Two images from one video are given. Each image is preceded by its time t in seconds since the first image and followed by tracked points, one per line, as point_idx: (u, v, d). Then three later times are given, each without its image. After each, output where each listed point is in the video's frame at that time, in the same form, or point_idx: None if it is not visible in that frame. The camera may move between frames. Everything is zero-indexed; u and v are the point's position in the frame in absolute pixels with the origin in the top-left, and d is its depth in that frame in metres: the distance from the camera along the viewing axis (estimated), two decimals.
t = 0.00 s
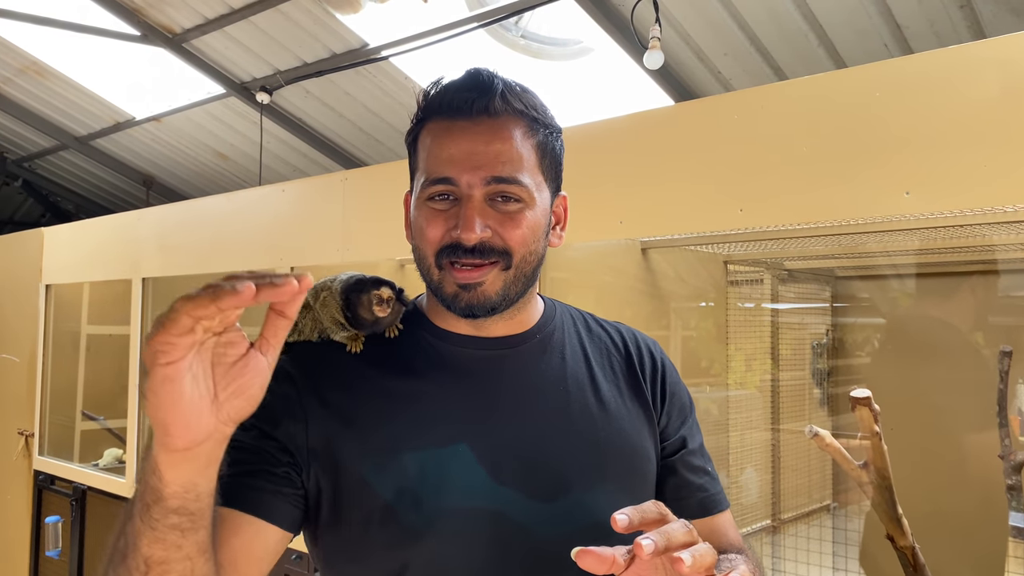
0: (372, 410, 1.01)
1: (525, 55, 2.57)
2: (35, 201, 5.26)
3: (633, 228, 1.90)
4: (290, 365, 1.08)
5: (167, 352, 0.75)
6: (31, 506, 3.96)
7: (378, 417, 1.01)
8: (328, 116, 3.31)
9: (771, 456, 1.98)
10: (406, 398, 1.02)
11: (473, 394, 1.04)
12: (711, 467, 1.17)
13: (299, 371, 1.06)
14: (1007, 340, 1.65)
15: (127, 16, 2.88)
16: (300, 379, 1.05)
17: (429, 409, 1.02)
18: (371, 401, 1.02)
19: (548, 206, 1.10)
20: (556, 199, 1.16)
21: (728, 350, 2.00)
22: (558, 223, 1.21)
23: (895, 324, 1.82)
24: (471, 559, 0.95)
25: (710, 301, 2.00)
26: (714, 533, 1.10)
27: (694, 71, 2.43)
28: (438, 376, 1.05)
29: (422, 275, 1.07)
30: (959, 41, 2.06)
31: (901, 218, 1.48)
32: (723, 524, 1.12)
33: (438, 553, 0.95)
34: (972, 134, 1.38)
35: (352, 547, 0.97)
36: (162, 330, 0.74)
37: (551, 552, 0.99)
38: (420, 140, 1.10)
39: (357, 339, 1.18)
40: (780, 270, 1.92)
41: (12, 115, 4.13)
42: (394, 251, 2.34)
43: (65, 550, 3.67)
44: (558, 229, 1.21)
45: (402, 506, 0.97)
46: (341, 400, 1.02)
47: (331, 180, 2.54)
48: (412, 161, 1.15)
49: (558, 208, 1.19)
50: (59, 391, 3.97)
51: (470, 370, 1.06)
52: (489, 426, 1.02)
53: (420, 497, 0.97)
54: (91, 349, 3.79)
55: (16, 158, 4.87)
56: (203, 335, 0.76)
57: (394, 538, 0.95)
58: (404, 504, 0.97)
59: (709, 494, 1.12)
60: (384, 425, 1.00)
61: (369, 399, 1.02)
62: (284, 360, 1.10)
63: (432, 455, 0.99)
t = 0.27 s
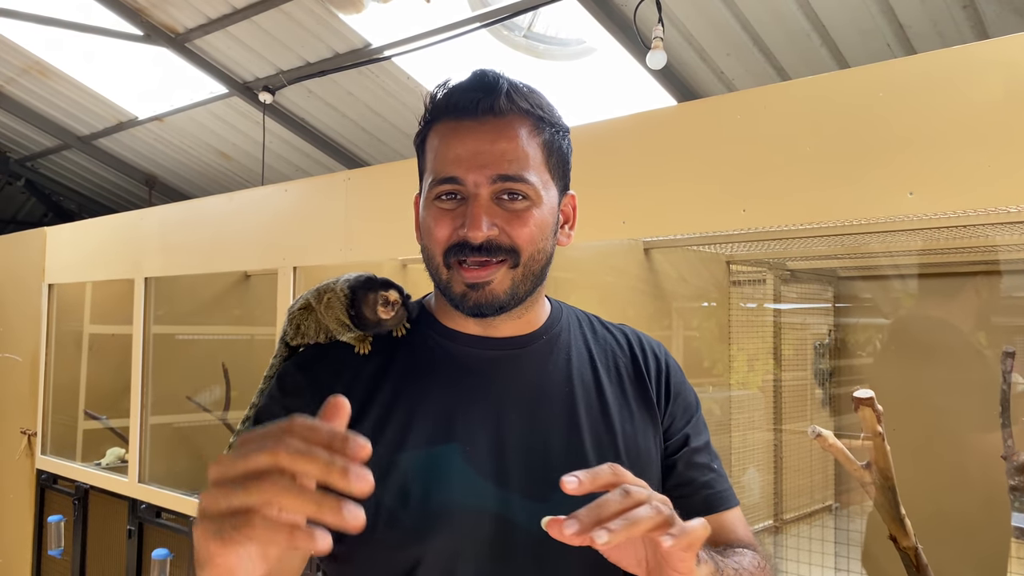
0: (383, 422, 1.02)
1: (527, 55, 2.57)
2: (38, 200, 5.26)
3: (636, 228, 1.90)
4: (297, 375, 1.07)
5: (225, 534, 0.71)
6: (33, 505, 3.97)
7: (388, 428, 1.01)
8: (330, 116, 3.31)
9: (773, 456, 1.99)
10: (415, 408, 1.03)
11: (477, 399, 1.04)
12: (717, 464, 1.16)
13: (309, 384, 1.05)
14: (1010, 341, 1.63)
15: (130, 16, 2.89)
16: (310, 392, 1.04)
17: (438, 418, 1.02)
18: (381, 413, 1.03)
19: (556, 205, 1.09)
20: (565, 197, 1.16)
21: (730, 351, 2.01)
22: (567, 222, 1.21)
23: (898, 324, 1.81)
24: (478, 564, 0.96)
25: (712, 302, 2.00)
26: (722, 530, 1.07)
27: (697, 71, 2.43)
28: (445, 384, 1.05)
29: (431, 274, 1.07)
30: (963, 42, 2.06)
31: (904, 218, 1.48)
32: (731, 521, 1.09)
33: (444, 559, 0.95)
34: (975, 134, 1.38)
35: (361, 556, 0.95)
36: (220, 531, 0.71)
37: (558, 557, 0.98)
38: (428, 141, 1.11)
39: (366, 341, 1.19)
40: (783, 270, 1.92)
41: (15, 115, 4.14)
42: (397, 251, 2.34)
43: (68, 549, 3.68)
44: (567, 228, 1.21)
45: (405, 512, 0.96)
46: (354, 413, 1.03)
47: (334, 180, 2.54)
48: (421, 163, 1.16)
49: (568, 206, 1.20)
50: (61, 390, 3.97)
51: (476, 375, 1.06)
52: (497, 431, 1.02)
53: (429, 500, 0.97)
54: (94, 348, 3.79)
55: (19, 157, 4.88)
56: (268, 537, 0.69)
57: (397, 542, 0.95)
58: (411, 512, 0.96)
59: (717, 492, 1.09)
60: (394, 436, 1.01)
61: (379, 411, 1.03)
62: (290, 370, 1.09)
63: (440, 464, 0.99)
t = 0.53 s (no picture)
0: (387, 425, 1.00)
1: (529, 55, 2.58)
2: (39, 200, 5.27)
3: (638, 228, 1.90)
4: (302, 374, 1.05)
5: None
6: (35, 504, 3.97)
7: (391, 431, 0.99)
8: (332, 116, 3.31)
9: (774, 456, 1.99)
10: (420, 411, 1.01)
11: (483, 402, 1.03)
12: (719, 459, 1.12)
13: (314, 385, 1.03)
14: (1012, 342, 1.63)
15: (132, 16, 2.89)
16: (315, 393, 1.02)
17: (442, 422, 1.01)
18: (386, 415, 1.01)
19: (567, 208, 1.09)
20: (577, 201, 1.16)
21: (731, 351, 2.01)
22: (580, 225, 1.21)
23: (899, 325, 1.82)
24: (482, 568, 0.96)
25: (714, 302, 2.00)
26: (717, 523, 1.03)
27: (698, 71, 2.43)
28: (450, 386, 1.04)
29: (442, 273, 1.08)
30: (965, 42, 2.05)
31: (908, 218, 1.48)
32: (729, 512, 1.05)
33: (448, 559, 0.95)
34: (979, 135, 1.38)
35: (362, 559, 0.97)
36: None
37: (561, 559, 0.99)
38: (442, 143, 1.11)
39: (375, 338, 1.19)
40: (784, 270, 1.91)
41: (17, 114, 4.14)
42: (398, 251, 2.34)
43: (69, 548, 3.68)
44: (579, 232, 1.21)
45: (411, 513, 0.96)
46: (358, 417, 1.01)
47: (336, 179, 2.54)
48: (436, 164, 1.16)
49: (580, 210, 1.20)
50: (62, 389, 3.97)
51: (482, 377, 1.06)
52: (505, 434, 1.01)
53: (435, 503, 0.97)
54: (95, 348, 3.79)
55: (20, 157, 4.88)
56: None
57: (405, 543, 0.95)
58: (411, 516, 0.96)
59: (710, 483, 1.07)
60: (396, 441, 0.99)
61: (384, 413, 1.01)
62: (296, 369, 1.06)
63: (441, 470, 0.98)
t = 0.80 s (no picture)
0: (388, 422, 1.01)
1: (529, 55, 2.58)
2: (41, 199, 5.28)
3: (638, 228, 1.90)
4: (304, 371, 1.04)
5: None
6: (35, 504, 3.97)
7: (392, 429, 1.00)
8: (332, 116, 3.31)
9: (774, 456, 1.98)
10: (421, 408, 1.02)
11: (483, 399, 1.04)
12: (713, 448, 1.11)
13: (316, 382, 1.03)
14: (1013, 342, 1.64)
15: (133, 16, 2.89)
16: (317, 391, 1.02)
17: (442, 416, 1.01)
18: (387, 411, 1.02)
19: (578, 218, 1.08)
20: (589, 211, 1.15)
21: (732, 351, 2.00)
22: (590, 235, 1.20)
23: (902, 325, 1.81)
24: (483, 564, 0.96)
25: (715, 302, 2.00)
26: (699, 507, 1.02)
27: (699, 71, 2.43)
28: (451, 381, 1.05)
29: (448, 274, 1.08)
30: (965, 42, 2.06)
31: (910, 219, 1.48)
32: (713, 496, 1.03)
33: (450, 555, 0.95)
34: (980, 135, 1.38)
35: (367, 554, 0.97)
36: None
37: (561, 555, 1.00)
38: (456, 145, 1.12)
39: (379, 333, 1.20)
40: (784, 270, 1.92)
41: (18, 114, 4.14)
42: (398, 251, 2.34)
43: (70, 548, 3.69)
44: (590, 242, 1.19)
45: (415, 508, 0.96)
46: (360, 414, 1.02)
47: (336, 179, 2.54)
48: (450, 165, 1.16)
49: (592, 219, 1.18)
50: (63, 389, 3.97)
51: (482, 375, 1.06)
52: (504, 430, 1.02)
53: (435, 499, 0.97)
54: (95, 348, 3.80)
55: (21, 157, 4.89)
56: None
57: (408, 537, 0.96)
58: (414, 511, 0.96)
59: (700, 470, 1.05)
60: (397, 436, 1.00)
61: (384, 408, 1.02)
62: (298, 365, 1.06)
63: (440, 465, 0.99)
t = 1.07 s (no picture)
0: (378, 426, 0.99)
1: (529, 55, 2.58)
2: (41, 199, 5.29)
3: (638, 228, 1.90)
4: (298, 373, 1.05)
5: None
6: (35, 503, 3.97)
7: (382, 432, 0.98)
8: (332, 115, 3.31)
9: (774, 455, 1.98)
10: (411, 412, 0.99)
11: (474, 401, 1.02)
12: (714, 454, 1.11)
13: (308, 385, 1.03)
14: (1012, 343, 1.64)
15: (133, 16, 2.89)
16: (309, 394, 1.02)
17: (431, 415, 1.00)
18: (376, 415, 1.00)
19: (573, 218, 1.07)
20: (583, 213, 1.13)
21: (731, 351, 2.01)
22: (585, 236, 1.17)
23: (901, 325, 1.81)
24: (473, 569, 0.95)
25: (715, 302, 2.00)
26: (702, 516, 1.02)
27: (699, 71, 2.43)
28: (443, 380, 1.03)
29: (440, 268, 1.07)
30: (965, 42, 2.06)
31: (910, 219, 1.48)
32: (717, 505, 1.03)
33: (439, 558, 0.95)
34: (979, 135, 1.38)
35: (359, 556, 0.97)
36: None
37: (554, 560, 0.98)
38: (456, 140, 1.12)
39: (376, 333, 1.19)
40: (784, 271, 1.92)
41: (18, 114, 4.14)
42: (398, 251, 2.34)
43: (70, 548, 3.68)
44: (583, 243, 1.17)
45: (406, 510, 0.96)
46: (350, 417, 1.01)
47: (337, 179, 2.54)
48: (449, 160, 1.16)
49: (586, 221, 1.15)
50: (63, 388, 3.97)
51: (473, 377, 1.04)
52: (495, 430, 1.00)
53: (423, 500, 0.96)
54: (95, 347, 3.80)
55: (21, 157, 4.89)
56: None
57: (398, 540, 0.96)
58: (404, 515, 0.96)
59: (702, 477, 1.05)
60: (386, 440, 0.98)
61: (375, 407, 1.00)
62: (293, 366, 1.06)
63: (430, 468, 0.97)
